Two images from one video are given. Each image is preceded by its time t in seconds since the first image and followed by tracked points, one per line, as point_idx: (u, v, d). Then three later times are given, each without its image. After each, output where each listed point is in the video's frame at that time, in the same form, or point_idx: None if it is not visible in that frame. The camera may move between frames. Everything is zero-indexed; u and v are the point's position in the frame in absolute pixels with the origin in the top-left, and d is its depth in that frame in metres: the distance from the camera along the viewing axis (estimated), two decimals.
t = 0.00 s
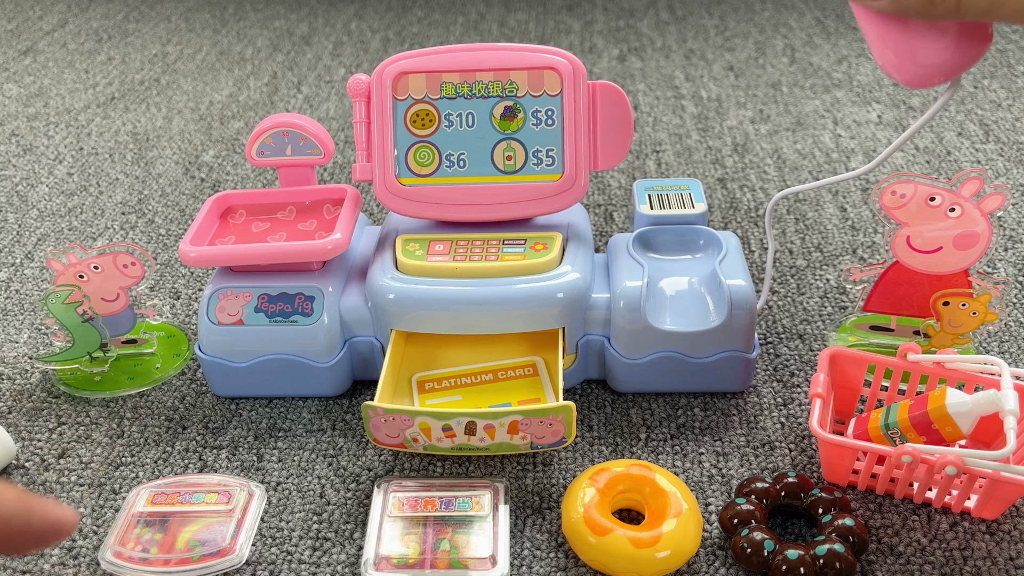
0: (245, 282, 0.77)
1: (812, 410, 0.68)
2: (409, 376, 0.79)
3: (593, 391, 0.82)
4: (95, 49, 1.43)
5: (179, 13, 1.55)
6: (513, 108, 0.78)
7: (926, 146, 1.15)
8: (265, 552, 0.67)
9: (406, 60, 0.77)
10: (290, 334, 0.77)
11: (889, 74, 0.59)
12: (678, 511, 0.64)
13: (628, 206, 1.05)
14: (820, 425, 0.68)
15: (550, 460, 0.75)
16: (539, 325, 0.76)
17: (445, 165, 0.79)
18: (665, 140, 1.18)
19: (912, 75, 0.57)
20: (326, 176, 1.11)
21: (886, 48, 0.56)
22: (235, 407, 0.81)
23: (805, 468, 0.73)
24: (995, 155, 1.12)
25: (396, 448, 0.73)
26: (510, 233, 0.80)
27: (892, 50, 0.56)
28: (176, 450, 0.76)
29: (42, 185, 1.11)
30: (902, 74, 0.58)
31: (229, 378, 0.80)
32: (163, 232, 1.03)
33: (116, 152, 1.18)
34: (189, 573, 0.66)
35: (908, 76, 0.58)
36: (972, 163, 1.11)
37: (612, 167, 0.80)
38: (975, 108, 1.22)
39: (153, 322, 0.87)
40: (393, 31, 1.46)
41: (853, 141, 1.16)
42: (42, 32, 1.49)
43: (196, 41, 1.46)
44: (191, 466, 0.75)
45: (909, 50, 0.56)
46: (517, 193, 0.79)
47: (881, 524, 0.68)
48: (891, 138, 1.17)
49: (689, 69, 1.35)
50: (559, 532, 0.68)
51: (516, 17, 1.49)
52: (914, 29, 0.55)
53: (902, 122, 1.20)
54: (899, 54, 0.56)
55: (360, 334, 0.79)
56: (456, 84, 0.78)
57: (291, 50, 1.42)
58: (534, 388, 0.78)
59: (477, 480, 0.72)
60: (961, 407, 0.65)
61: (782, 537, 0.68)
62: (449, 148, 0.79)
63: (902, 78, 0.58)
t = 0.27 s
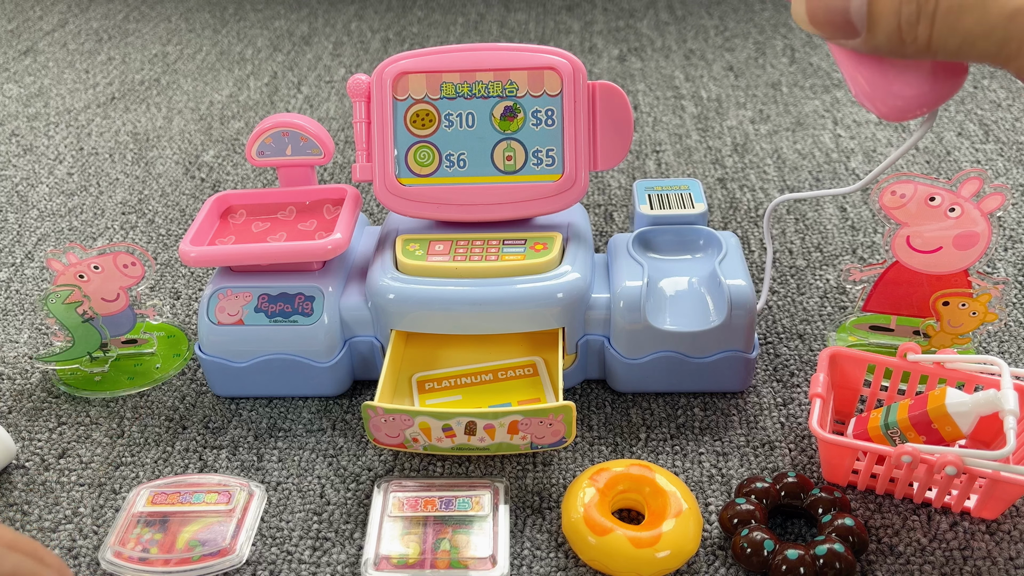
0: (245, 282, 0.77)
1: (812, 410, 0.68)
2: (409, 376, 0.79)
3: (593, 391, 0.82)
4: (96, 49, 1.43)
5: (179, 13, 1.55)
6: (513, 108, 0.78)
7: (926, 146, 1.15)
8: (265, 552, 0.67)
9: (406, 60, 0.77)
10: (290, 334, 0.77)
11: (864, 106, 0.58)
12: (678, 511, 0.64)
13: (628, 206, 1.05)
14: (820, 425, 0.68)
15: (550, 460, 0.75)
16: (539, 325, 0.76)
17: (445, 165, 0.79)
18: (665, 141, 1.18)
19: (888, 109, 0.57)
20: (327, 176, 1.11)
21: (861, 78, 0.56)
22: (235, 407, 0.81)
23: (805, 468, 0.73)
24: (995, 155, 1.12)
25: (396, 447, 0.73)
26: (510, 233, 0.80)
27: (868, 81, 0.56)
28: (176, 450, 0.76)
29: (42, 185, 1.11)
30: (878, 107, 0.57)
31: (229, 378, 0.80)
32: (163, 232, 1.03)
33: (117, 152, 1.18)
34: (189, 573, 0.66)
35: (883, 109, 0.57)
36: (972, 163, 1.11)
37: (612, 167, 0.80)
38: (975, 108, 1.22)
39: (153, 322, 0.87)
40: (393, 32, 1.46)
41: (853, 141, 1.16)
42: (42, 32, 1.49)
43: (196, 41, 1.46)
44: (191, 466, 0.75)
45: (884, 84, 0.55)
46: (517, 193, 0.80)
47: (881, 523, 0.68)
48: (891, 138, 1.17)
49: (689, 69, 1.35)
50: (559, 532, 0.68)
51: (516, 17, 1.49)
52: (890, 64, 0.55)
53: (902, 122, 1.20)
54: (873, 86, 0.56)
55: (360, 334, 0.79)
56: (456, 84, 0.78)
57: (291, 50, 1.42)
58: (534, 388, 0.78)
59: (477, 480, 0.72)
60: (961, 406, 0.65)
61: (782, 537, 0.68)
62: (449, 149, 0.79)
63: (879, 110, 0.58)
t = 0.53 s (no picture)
0: (245, 282, 0.77)
1: (812, 410, 0.68)
2: (409, 376, 0.79)
3: (593, 391, 0.82)
4: (96, 49, 1.43)
5: (179, 13, 1.55)
6: (513, 108, 0.78)
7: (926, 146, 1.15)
8: (265, 552, 0.67)
9: (405, 60, 0.77)
10: (290, 334, 0.77)
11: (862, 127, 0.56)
12: (678, 511, 0.65)
13: (628, 206, 1.05)
14: (820, 424, 0.68)
15: (550, 459, 0.75)
16: (539, 325, 0.76)
17: (445, 165, 0.79)
18: (665, 141, 1.18)
19: (887, 133, 0.55)
20: (327, 176, 1.11)
21: (860, 98, 0.53)
22: (234, 407, 0.81)
23: (805, 468, 0.73)
24: (995, 155, 1.12)
25: (396, 448, 0.73)
26: (510, 233, 0.80)
27: (867, 103, 0.53)
28: (176, 450, 0.76)
29: (42, 185, 1.11)
30: (876, 130, 0.55)
31: (229, 378, 0.80)
32: (163, 232, 1.03)
33: (116, 152, 1.18)
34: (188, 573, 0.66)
35: (881, 133, 0.55)
36: (971, 163, 1.11)
37: (612, 167, 0.80)
38: (975, 108, 1.22)
39: (153, 323, 0.87)
40: (393, 32, 1.46)
41: (853, 141, 1.16)
42: (42, 32, 1.49)
43: (196, 41, 1.46)
44: (191, 466, 0.75)
45: (884, 108, 0.53)
46: (517, 194, 0.80)
47: (881, 523, 0.68)
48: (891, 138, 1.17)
49: (689, 69, 1.35)
50: (559, 532, 0.68)
51: (516, 17, 1.49)
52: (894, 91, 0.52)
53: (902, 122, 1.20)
54: (873, 109, 0.53)
55: (360, 334, 0.79)
56: (456, 84, 0.78)
57: (291, 50, 1.42)
58: (534, 388, 0.78)
59: (477, 479, 0.72)
60: (961, 407, 0.65)
61: (782, 537, 0.68)
62: (449, 149, 0.79)
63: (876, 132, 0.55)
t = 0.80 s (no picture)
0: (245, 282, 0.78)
1: (812, 410, 0.68)
2: (409, 376, 0.79)
3: (593, 391, 0.82)
4: (96, 49, 1.43)
5: (179, 12, 1.55)
6: (513, 109, 0.78)
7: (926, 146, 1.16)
8: (265, 552, 0.67)
9: (405, 60, 0.77)
10: (289, 334, 0.77)
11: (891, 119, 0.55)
12: (678, 510, 0.65)
13: (628, 206, 1.05)
14: (819, 424, 0.68)
15: (550, 459, 0.75)
16: (539, 325, 0.76)
17: (445, 165, 0.79)
18: (665, 140, 1.18)
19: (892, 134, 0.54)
20: (327, 176, 1.11)
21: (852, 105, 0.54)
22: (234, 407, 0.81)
23: (805, 468, 0.73)
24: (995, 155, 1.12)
25: (396, 448, 0.73)
26: (510, 233, 0.80)
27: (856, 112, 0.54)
28: (176, 450, 0.76)
29: (43, 184, 1.11)
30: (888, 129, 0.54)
31: (229, 378, 0.80)
32: (163, 232, 1.03)
33: (116, 152, 1.18)
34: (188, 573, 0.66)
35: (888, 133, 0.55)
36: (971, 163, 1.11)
37: (612, 167, 0.80)
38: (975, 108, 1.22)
39: (153, 322, 0.88)
40: (393, 32, 1.46)
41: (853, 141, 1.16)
42: (42, 32, 1.49)
43: (196, 40, 1.46)
44: (191, 466, 0.75)
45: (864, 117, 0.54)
46: (517, 194, 0.79)
47: (881, 523, 0.68)
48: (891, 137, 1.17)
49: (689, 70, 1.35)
50: (559, 532, 0.68)
51: (516, 17, 1.49)
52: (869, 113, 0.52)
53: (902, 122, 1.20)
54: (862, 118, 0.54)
55: (360, 334, 0.79)
56: (456, 84, 0.78)
57: (291, 50, 1.42)
58: (534, 388, 0.78)
59: (477, 479, 0.73)
60: (961, 406, 0.65)
61: (782, 537, 0.68)
62: (449, 148, 0.79)
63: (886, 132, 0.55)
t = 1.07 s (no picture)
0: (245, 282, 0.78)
1: (812, 410, 0.68)
2: (409, 376, 0.79)
3: (593, 391, 0.82)
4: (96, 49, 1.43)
5: (179, 12, 1.55)
6: (513, 109, 0.78)
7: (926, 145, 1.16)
8: (265, 552, 0.67)
9: (406, 60, 0.77)
10: (289, 334, 0.77)
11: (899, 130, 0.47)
12: (678, 511, 0.65)
13: (628, 206, 1.05)
14: (819, 424, 0.68)
15: (550, 459, 0.75)
16: (539, 324, 0.76)
17: (445, 165, 0.79)
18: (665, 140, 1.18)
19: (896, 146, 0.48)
20: (327, 176, 1.11)
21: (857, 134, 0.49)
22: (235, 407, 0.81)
23: (805, 468, 0.73)
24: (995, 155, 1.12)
25: (396, 448, 0.73)
26: (510, 234, 0.80)
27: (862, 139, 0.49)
28: (176, 450, 0.76)
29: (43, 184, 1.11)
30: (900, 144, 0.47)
31: (229, 378, 0.80)
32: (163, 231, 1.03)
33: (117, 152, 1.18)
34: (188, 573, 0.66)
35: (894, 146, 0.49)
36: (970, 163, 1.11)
37: (612, 167, 0.80)
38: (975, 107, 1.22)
39: (153, 323, 0.89)
40: (393, 32, 1.46)
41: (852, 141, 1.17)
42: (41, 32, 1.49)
43: (196, 40, 1.46)
44: (191, 466, 0.75)
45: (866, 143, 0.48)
46: (517, 194, 0.79)
47: (881, 523, 0.68)
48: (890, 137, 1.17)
49: (689, 70, 1.35)
50: (559, 532, 0.68)
51: (516, 17, 1.50)
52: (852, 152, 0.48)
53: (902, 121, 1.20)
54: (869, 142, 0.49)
55: (360, 334, 0.79)
56: (456, 84, 0.78)
57: (291, 50, 1.43)
58: (534, 387, 0.78)
59: (477, 479, 0.73)
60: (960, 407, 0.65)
61: (782, 537, 0.68)
62: (449, 148, 0.79)
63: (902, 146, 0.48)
